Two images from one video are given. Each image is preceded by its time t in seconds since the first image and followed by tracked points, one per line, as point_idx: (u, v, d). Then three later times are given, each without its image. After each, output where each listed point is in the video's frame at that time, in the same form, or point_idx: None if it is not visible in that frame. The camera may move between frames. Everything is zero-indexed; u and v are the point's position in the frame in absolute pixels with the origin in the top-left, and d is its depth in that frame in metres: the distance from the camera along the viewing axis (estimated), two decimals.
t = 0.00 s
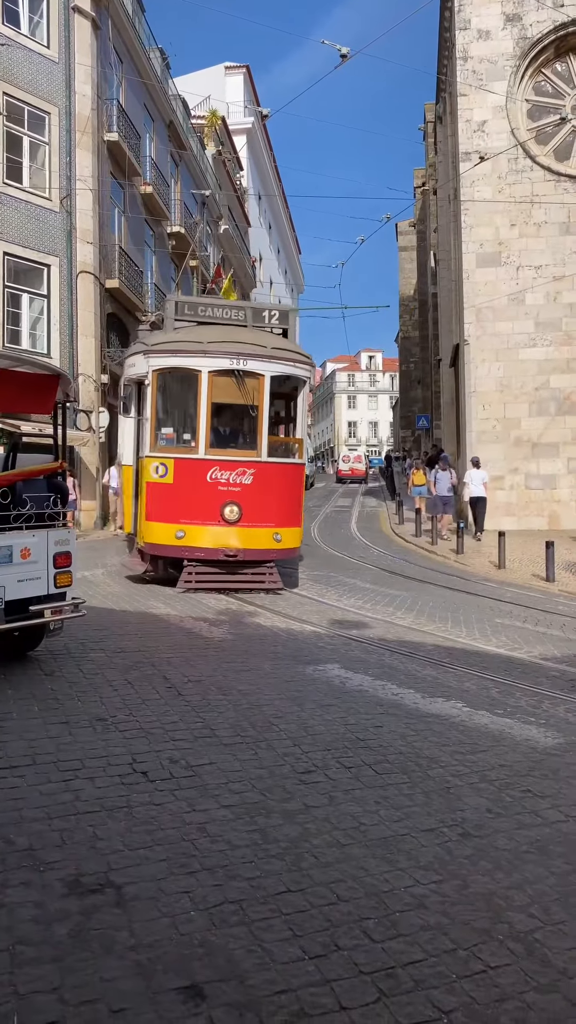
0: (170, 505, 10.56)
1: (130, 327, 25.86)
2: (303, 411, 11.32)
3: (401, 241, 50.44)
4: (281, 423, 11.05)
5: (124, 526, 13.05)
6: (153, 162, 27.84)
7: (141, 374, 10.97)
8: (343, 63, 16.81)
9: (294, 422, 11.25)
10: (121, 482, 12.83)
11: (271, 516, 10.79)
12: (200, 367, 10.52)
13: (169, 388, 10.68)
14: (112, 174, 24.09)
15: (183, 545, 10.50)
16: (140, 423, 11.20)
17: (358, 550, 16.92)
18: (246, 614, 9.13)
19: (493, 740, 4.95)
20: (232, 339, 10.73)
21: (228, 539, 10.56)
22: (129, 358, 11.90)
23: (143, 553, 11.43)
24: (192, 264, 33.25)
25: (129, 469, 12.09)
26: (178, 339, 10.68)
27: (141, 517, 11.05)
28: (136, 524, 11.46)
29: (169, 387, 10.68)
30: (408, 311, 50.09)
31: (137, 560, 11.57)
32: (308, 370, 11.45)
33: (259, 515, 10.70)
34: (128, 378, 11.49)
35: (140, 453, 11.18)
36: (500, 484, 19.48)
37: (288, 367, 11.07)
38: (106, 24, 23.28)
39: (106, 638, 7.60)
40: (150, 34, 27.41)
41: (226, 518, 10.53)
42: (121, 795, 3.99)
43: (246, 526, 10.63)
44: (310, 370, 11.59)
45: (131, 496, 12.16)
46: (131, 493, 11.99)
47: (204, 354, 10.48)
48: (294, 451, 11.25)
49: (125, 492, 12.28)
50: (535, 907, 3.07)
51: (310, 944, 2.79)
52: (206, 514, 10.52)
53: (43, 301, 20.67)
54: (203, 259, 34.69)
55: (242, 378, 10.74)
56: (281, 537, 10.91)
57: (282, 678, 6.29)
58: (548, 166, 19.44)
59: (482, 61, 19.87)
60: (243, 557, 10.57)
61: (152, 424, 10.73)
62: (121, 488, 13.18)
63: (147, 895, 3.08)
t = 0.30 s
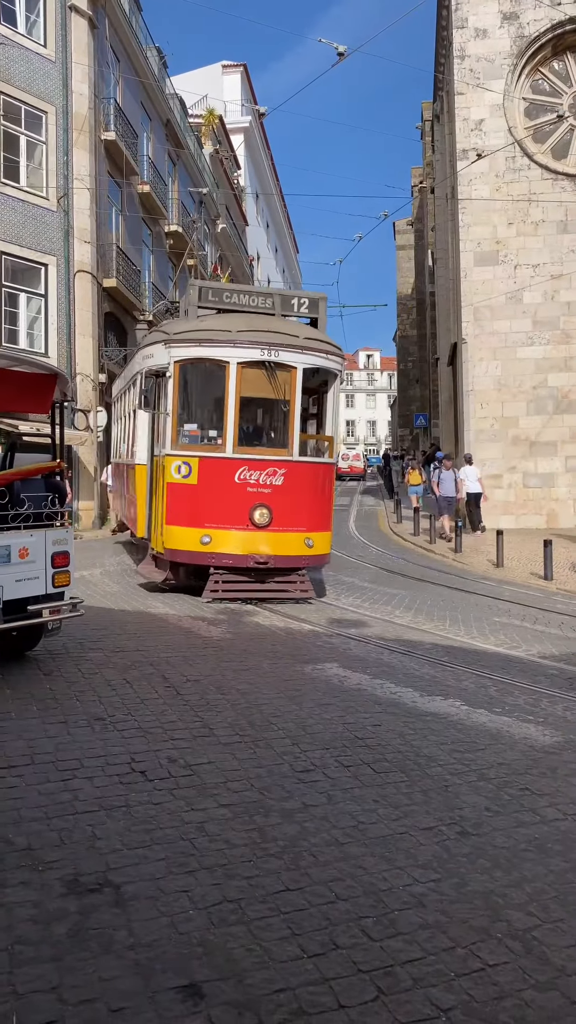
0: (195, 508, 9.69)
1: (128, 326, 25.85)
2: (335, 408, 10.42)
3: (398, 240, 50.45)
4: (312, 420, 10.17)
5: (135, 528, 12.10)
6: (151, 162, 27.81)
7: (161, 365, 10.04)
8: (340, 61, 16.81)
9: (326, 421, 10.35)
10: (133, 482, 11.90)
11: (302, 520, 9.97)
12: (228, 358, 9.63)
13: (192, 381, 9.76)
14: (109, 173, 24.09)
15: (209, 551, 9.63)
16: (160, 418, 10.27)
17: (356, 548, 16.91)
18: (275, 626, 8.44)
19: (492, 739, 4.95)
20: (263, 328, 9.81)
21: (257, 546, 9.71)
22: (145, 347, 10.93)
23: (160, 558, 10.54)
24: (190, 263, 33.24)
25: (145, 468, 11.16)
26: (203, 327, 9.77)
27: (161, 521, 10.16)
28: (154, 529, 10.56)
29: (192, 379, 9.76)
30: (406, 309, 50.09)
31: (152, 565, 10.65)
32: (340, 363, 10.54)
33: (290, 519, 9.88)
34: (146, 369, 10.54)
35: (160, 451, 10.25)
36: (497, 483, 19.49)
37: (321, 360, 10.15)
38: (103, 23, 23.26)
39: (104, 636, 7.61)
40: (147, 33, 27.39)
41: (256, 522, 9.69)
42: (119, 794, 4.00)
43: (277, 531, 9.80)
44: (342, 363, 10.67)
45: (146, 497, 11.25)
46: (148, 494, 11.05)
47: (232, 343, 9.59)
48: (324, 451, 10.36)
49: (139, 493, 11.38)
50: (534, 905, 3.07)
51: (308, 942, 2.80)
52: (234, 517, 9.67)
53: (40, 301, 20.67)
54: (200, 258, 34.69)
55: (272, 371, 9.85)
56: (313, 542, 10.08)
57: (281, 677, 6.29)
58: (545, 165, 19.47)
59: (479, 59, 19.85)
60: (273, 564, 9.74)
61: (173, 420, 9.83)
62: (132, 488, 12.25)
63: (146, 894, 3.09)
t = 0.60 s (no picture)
0: (228, 511, 8.71)
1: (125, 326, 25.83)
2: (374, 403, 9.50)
3: (395, 239, 50.49)
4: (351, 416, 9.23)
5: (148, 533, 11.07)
6: (148, 161, 27.77)
7: (188, 354, 9.04)
8: (337, 60, 16.78)
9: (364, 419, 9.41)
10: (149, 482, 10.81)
11: (342, 525, 9.03)
12: (265, 347, 8.65)
13: (224, 372, 8.78)
14: (106, 173, 24.08)
15: (242, 558, 8.64)
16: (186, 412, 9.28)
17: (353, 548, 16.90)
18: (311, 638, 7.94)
19: (490, 738, 4.94)
20: (302, 316, 8.85)
21: (295, 553, 8.75)
22: (165, 334, 9.92)
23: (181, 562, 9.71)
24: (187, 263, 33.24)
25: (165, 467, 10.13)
26: (235, 313, 8.81)
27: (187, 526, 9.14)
28: (176, 534, 9.53)
29: (224, 370, 8.78)
30: (403, 308, 50.11)
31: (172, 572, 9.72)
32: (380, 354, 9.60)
33: (329, 523, 8.93)
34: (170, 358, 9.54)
35: (186, 449, 9.24)
36: (495, 483, 19.52)
37: (363, 351, 9.20)
38: (99, 22, 23.23)
39: (101, 636, 7.60)
40: (144, 32, 27.36)
41: (294, 527, 8.73)
42: (116, 793, 3.99)
43: (316, 537, 8.84)
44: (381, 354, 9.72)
45: (165, 499, 10.21)
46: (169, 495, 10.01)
47: (269, 331, 8.62)
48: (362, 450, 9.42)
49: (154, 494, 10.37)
50: (531, 904, 3.07)
51: (306, 942, 2.80)
52: (269, 521, 8.70)
53: (37, 300, 20.64)
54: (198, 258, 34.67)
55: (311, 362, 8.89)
56: (353, 549, 9.14)
57: (279, 676, 6.28)
58: (542, 164, 19.49)
59: (476, 58, 19.83)
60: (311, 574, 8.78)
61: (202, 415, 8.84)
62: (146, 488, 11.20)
63: (144, 893, 3.09)
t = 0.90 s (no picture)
0: (270, 516, 7.97)
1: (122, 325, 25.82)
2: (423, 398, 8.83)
3: (393, 238, 50.49)
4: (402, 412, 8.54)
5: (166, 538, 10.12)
6: (145, 160, 27.73)
7: (224, 343, 8.28)
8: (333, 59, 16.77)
9: (414, 415, 8.70)
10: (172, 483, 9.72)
11: (392, 530, 8.36)
12: (312, 335, 7.94)
13: (266, 362, 8.06)
14: (103, 172, 24.06)
15: (288, 566, 7.90)
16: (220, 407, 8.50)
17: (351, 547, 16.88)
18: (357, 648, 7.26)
19: (488, 737, 4.94)
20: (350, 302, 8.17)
21: (344, 560, 8.04)
22: (194, 321, 9.09)
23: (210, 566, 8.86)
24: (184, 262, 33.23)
25: (191, 467, 9.23)
26: (279, 298, 8.10)
27: (222, 531, 8.36)
28: (207, 540, 8.72)
29: (267, 359, 8.06)
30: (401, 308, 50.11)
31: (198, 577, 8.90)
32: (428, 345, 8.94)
33: (378, 528, 8.24)
34: (201, 348, 8.75)
35: (220, 446, 8.44)
36: (493, 482, 19.54)
37: (414, 341, 8.52)
38: (96, 21, 23.19)
39: (99, 635, 7.59)
40: (141, 31, 27.33)
41: (343, 533, 8.02)
42: (113, 793, 3.99)
43: (366, 543, 8.15)
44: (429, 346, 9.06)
45: (191, 501, 9.30)
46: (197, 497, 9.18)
47: (317, 318, 7.92)
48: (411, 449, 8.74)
49: (177, 496, 9.45)
50: (529, 902, 3.07)
51: (303, 941, 2.79)
52: (316, 526, 7.99)
53: (34, 299, 20.62)
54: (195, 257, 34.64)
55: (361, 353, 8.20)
56: (403, 556, 8.45)
57: (277, 676, 6.27)
58: (539, 163, 19.51)
59: (473, 57, 19.84)
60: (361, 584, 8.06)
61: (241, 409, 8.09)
62: (163, 489, 10.22)
63: (141, 893, 3.08)
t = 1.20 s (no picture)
0: (326, 521, 7.27)
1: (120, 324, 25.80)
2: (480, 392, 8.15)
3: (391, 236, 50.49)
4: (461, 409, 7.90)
5: (194, 546, 9.22)
6: (142, 159, 27.70)
7: (273, 328, 7.49)
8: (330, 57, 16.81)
9: (471, 412, 8.05)
10: (204, 485, 8.79)
11: (455, 538, 7.64)
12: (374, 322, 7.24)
13: (323, 349, 7.36)
14: (100, 171, 24.05)
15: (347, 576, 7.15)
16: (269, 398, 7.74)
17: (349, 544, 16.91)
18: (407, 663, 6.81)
19: (486, 736, 4.94)
20: (413, 287, 7.47)
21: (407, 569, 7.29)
22: (230, 305, 8.23)
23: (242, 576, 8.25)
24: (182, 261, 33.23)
25: (229, 467, 8.37)
26: (337, 280, 7.36)
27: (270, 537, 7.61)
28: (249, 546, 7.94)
29: (322, 348, 7.37)
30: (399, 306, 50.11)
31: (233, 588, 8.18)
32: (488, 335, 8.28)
33: (442, 534, 7.54)
34: (242, 334, 7.91)
35: (267, 444, 7.73)
36: (491, 481, 19.59)
37: (477, 330, 7.85)
38: (93, 20, 23.16)
39: (97, 634, 7.60)
40: (138, 30, 27.30)
41: (406, 539, 7.30)
42: (111, 792, 4.00)
43: (430, 551, 7.41)
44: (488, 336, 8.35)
45: (228, 505, 8.36)
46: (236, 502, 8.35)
47: (381, 303, 7.22)
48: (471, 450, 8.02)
49: (211, 499, 8.58)
50: (527, 900, 3.08)
51: (301, 940, 2.79)
52: (377, 532, 7.28)
53: (32, 298, 20.66)
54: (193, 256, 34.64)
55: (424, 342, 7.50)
56: (467, 568, 7.70)
57: (274, 675, 6.27)
58: (537, 161, 19.52)
59: (470, 56, 19.85)
60: (425, 595, 7.31)
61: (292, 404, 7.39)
62: (191, 492, 9.31)
63: (138, 891, 3.08)
